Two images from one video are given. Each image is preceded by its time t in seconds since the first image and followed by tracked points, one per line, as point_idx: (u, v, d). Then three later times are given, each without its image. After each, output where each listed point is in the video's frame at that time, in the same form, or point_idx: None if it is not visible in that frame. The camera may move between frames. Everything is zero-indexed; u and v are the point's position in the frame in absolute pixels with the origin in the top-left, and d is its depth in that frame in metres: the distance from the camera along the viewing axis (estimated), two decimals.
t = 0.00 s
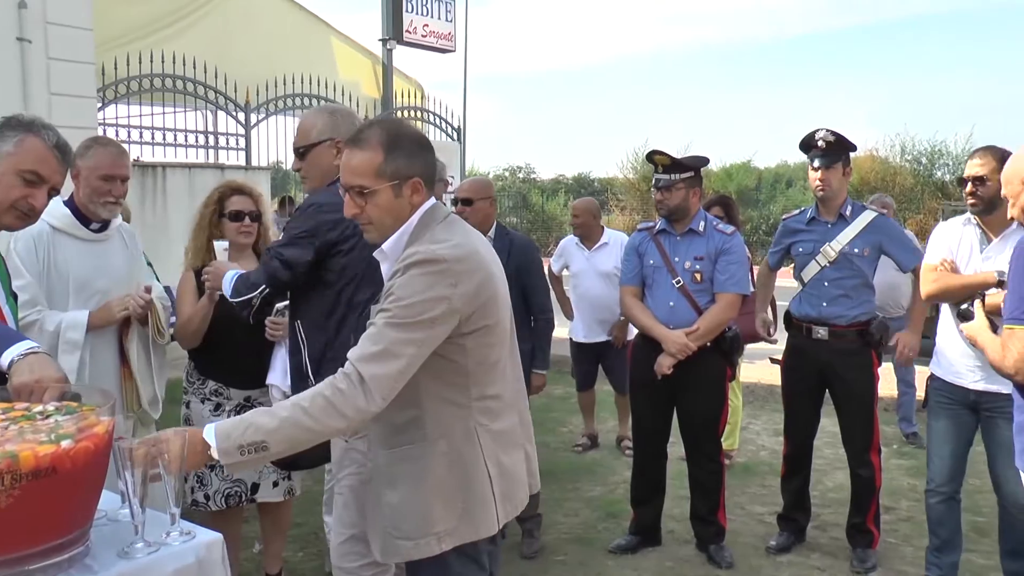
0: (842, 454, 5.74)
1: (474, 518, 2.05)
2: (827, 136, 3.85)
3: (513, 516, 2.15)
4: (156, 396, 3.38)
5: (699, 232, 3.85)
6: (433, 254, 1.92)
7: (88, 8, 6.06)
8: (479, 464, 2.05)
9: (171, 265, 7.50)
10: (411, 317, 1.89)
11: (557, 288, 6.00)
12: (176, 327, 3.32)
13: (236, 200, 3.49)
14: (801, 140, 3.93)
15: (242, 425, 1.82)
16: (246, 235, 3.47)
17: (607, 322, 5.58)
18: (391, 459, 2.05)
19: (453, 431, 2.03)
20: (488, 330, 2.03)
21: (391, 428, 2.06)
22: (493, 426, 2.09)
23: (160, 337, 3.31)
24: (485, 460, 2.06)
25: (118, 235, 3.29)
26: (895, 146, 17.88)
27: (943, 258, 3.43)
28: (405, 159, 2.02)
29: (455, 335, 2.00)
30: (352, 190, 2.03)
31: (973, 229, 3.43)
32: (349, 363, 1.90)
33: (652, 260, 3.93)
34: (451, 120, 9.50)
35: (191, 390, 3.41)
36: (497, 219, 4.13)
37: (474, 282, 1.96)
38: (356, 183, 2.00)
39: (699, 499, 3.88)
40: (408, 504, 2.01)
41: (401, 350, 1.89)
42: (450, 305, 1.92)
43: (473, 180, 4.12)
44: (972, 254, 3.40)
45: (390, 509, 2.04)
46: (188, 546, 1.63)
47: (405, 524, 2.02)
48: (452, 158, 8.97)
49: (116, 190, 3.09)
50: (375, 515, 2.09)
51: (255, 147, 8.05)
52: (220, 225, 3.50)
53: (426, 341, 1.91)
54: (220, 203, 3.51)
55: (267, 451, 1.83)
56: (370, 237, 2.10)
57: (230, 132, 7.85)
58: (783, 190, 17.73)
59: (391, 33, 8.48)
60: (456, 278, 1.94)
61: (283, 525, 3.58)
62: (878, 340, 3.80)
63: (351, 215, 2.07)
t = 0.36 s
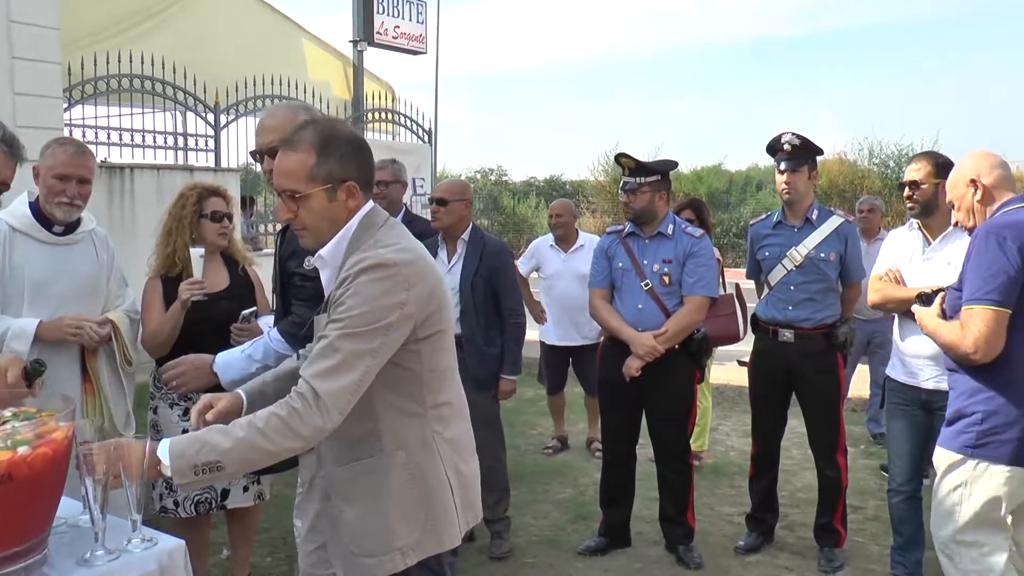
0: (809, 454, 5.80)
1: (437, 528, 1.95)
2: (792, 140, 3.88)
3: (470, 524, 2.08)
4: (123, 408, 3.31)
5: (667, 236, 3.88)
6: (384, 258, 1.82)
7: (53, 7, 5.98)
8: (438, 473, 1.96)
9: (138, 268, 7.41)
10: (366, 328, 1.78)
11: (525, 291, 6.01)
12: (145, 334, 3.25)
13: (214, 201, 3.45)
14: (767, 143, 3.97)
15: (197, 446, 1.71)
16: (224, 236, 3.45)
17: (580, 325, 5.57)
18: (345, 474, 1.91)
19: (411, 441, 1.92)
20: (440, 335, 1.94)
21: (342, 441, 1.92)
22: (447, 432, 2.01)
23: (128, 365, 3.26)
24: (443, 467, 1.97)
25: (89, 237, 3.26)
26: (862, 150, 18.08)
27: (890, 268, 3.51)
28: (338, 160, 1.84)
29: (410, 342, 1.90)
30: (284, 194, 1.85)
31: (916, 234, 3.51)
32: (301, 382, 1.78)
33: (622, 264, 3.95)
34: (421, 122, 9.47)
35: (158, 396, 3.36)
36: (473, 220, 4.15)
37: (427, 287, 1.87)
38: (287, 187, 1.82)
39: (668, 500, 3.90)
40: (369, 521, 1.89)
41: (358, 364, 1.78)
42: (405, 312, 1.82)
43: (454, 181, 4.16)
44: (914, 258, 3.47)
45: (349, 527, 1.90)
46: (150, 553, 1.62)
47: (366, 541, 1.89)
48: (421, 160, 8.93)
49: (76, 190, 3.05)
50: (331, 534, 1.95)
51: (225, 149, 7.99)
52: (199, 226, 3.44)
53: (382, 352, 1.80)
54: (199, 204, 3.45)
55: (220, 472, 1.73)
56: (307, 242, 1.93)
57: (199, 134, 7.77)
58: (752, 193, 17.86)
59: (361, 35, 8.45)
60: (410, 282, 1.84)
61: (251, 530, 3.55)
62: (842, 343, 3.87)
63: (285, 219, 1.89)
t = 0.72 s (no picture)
0: (766, 455, 5.88)
1: (401, 533, 1.92)
2: (744, 143, 3.93)
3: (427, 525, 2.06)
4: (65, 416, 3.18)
5: (623, 239, 3.92)
6: (332, 261, 1.78)
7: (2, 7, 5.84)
8: (399, 477, 1.93)
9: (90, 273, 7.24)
10: (325, 335, 1.73)
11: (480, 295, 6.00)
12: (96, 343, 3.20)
13: (166, 206, 3.40)
14: (720, 147, 4.01)
15: (175, 440, 1.64)
16: (177, 242, 3.40)
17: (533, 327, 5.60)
18: (303, 489, 1.85)
19: (369, 448, 1.88)
20: (387, 336, 1.91)
21: (298, 456, 1.84)
22: (398, 435, 1.98)
23: (69, 378, 3.16)
24: (401, 470, 1.94)
25: (33, 241, 3.20)
26: (817, 154, 18.38)
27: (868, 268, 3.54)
28: (264, 163, 1.79)
29: (363, 346, 1.85)
30: (209, 201, 1.79)
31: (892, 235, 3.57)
32: (262, 400, 1.71)
33: (577, 267, 3.97)
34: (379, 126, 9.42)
35: (110, 404, 3.30)
36: (430, 225, 4.14)
37: (375, 290, 1.83)
38: (213, 193, 1.77)
39: (626, 503, 3.92)
40: (334, 533, 1.84)
41: (322, 373, 1.72)
42: (361, 314, 1.78)
43: (413, 185, 4.16)
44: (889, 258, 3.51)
45: (314, 543, 1.84)
46: (96, 565, 1.62)
47: (335, 554, 1.84)
48: (379, 164, 8.85)
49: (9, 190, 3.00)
50: (292, 552, 1.87)
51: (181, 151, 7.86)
52: (151, 230, 3.38)
53: (342, 361, 1.75)
54: (151, 208, 3.40)
55: (190, 471, 1.66)
56: (236, 253, 1.87)
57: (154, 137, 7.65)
58: (710, 196, 18.06)
59: (318, 37, 8.39)
60: (360, 283, 1.80)
61: (206, 539, 3.50)
62: (796, 346, 3.92)
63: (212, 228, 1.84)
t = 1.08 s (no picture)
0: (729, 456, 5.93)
1: (342, 547, 1.91)
2: (704, 147, 3.96)
3: (378, 536, 2.04)
4: (6, 426, 3.16)
5: (584, 242, 3.93)
6: (266, 275, 1.75)
7: None
8: (342, 492, 1.90)
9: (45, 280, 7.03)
10: (250, 349, 1.71)
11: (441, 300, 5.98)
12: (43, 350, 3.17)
13: (100, 212, 3.34)
14: (681, 150, 4.04)
15: (79, 479, 1.62)
16: (104, 250, 3.31)
17: (494, 331, 5.61)
18: (243, 503, 1.84)
19: (309, 462, 1.86)
20: (332, 351, 1.87)
21: (236, 469, 1.84)
22: (346, 447, 1.95)
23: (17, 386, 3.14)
24: (344, 484, 1.91)
25: None
26: (777, 159, 18.62)
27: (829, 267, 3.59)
28: (200, 168, 1.76)
29: (303, 361, 1.81)
30: (147, 208, 1.78)
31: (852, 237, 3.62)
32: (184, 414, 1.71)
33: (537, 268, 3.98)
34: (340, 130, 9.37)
35: (64, 413, 3.26)
36: (393, 230, 4.11)
37: (315, 301, 1.81)
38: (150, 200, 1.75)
39: (589, 506, 3.93)
40: (271, 548, 1.83)
41: (246, 388, 1.71)
42: (294, 329, 1.75)
43: (377, 189, 4.13)
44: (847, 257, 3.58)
45: (250, 558, 1.84)
46: None
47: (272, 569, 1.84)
48: (341, 168, 8.79)
49: None
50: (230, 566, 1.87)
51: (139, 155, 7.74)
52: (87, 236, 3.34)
53: (272, 374, 1.73)
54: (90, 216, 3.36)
55: (104, 507, 1.64)
56: (178, 260, 1.86)
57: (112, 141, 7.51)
58: (672, 200, 18.22)
59: (278, 41, 8.32)
60: (296, 297, 1.77)
61: (165, 550, 3.45)
62: (756, 348, 3.95)
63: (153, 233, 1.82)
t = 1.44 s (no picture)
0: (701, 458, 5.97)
1: (303, 560, 1.88)
2: (674, 152, 3.98)
3: (343, 545, 2.02)
4: None
5: (554, 245, 3.94)
6: (224, 282, 1.74)
7: None
8: (304, 503, 1.88)
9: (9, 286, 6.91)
10: (205, 357, 1.69)
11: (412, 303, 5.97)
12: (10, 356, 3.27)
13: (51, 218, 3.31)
14: (651, 155, 4.06)
15: (25, 496, 1.59)
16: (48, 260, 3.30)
17: (465, 335, 5.59)
18: (205, 513, 1.83)
19: (272, 472, 1.84)
20: (293, 359, 1.85)
21: (196, 478, 1.83)
22: (310, 457, 1.92)
23: None
24: (308, 496, 1.89)
25: None
26: (746, 162, 18.81)
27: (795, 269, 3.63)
28: (149, 169, 1.74)
29: (263, 370, 1.79)
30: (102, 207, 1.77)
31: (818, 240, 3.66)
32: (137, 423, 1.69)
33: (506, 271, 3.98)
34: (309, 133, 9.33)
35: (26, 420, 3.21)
36: (364, 235, 4.06)
37: (275, 308, 1.78)
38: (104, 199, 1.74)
39: (561, 510, 3.94)
40: (229, 560, 1.82)
41: (199, 396, 1.69)
42: (251, 336, 1.74)
43: (345, 194, 4.08)
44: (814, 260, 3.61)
45: (211, 569, 1.83)
46: None
47: None
48: (312, 172, 8.75)
49: None
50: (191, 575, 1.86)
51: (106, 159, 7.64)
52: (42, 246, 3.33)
53: (228, 381, 1.71)
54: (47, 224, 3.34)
55: (51, 524, 1.61)
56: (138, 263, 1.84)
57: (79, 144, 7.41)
58: (644, 203, 18.34)
59: (247, 44, 8.28)
60: (254, 304, 1.75)
61: (132, 559, 3.40)
62: (727, 351, 3.99)
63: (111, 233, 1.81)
